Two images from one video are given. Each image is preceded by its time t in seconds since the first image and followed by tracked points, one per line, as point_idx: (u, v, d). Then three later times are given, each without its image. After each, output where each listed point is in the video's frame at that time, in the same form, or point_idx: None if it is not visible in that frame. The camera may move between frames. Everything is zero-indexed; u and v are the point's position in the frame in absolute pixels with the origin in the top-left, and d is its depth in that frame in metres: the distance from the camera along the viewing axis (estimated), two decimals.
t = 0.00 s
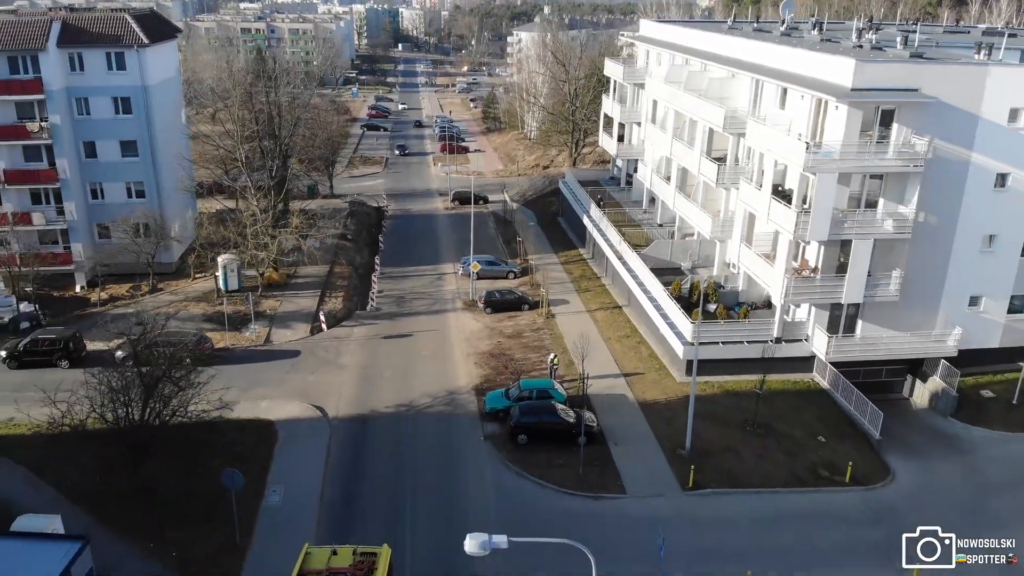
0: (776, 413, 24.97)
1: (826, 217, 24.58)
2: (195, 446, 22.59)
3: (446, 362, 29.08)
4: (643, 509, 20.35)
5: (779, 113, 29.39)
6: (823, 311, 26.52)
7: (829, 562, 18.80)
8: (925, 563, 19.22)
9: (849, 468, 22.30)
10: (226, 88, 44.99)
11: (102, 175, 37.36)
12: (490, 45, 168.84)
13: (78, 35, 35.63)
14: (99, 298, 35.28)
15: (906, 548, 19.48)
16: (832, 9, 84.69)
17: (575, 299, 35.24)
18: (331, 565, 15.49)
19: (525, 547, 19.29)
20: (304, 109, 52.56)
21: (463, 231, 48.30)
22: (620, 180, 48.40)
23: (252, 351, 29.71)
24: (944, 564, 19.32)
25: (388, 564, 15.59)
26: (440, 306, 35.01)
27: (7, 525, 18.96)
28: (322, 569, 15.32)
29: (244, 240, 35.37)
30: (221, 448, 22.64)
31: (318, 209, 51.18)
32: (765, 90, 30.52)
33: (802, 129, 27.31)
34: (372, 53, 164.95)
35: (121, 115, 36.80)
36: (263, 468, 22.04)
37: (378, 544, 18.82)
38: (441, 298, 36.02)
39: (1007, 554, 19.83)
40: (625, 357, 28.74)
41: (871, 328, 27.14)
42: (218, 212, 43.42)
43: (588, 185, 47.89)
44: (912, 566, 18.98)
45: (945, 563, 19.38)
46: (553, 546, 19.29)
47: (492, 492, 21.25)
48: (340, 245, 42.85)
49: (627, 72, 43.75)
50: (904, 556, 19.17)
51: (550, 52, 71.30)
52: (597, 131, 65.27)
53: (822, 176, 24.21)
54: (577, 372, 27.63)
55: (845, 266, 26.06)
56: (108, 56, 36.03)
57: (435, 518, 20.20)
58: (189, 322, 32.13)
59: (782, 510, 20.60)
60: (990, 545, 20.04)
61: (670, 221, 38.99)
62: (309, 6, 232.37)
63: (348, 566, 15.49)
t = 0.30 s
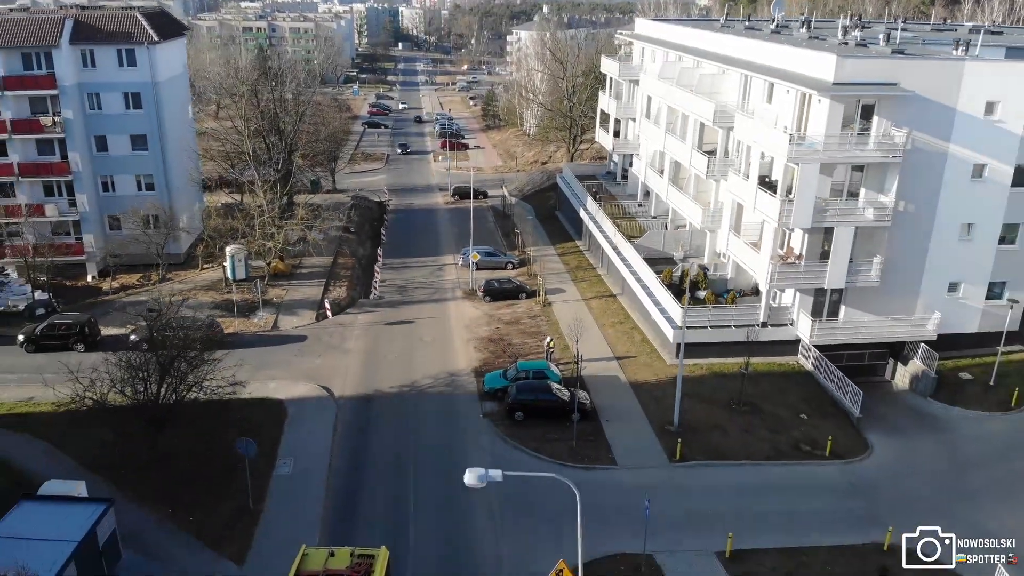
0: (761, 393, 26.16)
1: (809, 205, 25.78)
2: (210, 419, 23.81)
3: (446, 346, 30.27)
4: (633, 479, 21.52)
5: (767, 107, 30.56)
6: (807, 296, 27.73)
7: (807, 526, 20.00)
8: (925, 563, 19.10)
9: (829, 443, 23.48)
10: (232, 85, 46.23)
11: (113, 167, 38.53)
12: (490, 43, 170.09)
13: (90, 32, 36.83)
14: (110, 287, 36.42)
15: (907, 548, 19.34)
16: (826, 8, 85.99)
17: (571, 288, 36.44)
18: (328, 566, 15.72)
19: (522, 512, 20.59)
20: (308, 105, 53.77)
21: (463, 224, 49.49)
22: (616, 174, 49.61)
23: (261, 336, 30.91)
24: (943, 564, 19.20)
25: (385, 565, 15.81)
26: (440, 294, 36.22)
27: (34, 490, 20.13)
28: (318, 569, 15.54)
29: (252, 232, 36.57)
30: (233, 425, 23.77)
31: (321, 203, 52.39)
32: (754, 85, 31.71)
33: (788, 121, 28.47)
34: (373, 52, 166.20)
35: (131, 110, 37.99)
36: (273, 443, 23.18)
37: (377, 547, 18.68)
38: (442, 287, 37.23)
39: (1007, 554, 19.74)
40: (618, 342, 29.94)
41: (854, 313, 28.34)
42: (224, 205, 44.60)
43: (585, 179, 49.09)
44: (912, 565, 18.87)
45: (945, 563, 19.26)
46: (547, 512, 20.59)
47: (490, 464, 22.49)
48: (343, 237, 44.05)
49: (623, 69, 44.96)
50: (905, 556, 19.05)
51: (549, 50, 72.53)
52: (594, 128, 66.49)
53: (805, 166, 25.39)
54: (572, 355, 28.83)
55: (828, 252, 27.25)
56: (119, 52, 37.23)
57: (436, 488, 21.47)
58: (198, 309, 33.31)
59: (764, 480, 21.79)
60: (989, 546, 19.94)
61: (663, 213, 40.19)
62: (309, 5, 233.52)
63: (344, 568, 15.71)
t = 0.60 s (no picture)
0: (747, 375, 27.48)
1: (792, 196, 27.13)
2: (224, 398, 25.13)
3: (448, 334, 31.58)
4: (623, 453, 22.82)
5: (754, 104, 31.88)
6: (792, 284, 29.07)
7: (786, 494, 21.32)
8: (924, 563, 19.07)
9: (810, 421, 24.81)
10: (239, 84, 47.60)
11: (126, 164, 39.87)
12: (489, 45, 171.55)
13: (104, 32, 38.15)
14: (123, 278, 37.73)
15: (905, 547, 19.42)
16: (820, 10, 87.43)
17: (567, 280, 37.76)
18: (326, 566, 16.46)
19: (519, 481, 21.92)
20: (312, 104, 55.13)
21: (463, 220, 50.80)
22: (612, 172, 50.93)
23: (269, 324, 32.23)
24: (942, 563, 19.07)
25: (381, 567, 16.38)
26: (442, 286, 37.54)
27: (60, 461, 21.41)
28: (317, 569, 16.33)
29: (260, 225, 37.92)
30: (245, 404, 25.06)
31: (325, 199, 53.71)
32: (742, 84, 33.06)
33: (772, 117, 29.80)
34: (374, 54, 167.65)
35: (143, 108, 39.32)
36: (284, 420, 24.48)
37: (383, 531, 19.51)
38: (443, 279, 38.56)
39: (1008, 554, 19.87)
40: (612, 330, 31.26)
41: (837, 301, 29.66)
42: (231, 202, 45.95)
43: (582, 176, 50.43)
44: (912, 566, 18.87)
45: (943, 561, 19.13)
46: (543, 482, 21.93)
47: (489, 440, 23.85)
48: (347, 231, 45.35)
49: (618, 69, 46.34)
50: (904, 555, 19.10)
51: (547, 51, 73.98)
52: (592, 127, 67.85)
53: (788, 159, 26.72)
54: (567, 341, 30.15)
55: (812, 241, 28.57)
56: (131, 52, 38.54)
57: (439, 461, 22.83)
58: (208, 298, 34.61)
59: (748, 454, 23.09)
60: (991, 546, 20.17)
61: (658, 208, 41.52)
62: (309, 7, 235.25)
63: (343, 568, 16.39)
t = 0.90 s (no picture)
0: (732, 353, 29.11)
1: (774, 184, 28.70)
2: (239, 371, 26.74)
3: (449, 316, 33.18)
4: (612, 421, 24.43)
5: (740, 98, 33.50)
6: (774, 268, 30.70)
7: (764, 458, 22.91)
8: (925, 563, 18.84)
9: (788, 393, 26.42)
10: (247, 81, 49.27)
11: (140, 156, 41.47)
12: (490, 44, 173.39)
13: (118, 30, 39.75)
14: (136, 265, 39.30)
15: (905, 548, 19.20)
16: (814, 10, 89.15)
17: (563, 267, 39.38)
18: (325, 550, 16.07)
19: (515, 445, 23.52)
20: (316, 100, 56.82)
21: (463, 212, 52.44)
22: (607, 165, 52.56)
23: (279, 307, 33.85)
24: (942, 564, 18.82)
25: (379, 557, 16.00)
26: (443, 273, 39.16)
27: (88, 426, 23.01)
28: (316, 552, 15.99)
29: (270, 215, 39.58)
30: (258, 377, 26.67)
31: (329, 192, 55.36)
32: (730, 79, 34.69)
33: (756, 109, 31.41)
34: (375, 53, 169.34)
35: (155, 102, 40.89)
36: (295, 392, 26.10)
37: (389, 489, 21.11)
38: (444, 267, 40.19)
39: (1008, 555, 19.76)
40: (605, 313, 32.87)
41: (818, 284, 31.27)
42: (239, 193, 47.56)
43: (579, 170, 52.06)
44: (912, 565, 18.65)
45: (944, 563, 18.89)
46: (538, 447, 23.52)
47: (488, 410, 25.46)
48: (351, 222, 46.97)
49: (614, 65, 48.00)
50: (904, 556, 18.88)
51: (546, 49, 75.70)
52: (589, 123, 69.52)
53: (769, 149, 28.32)
54: (562, 322, 31.76)
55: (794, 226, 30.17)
56: (145, 49, 40.12)
57: (442, 428, 24.45)
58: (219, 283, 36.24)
59: (730, 423, 24.69)
60: (992, 547, 20.07)
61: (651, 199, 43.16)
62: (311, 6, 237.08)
63: (342, 552, 16.10)
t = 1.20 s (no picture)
0: (715, 331, 31.00)
1: (755, 172, 30.54)
2: (254, 345, 28.66)
3: (451, 299, 35.03)
4: (603, 390, 26.31)
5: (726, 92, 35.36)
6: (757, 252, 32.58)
7: (740, 422, 24.86)
8: (924, 564, 18.82)
9: (767, 366, 28.32)
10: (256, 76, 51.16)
11: (154, 148, 43.28)
12: (489, 42, 175.29)
13: (134, 27, 41.57)
14: (151, 253, 41.14)
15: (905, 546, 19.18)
16: (807, 9, 91.07)
17: (559, 254, 41.24)
18: (326, 525, 17.14)
19: (513, 412, 25.38)
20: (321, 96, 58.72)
21: (463, 204, 54.28)
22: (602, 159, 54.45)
23: (289, 290, 35.71)
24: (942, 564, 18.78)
25: (377, 532, 16.94)
26: (445, 260, 41.01)
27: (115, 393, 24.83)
28: (317, 527, 17.04)
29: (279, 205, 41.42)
30: (272, 351, 28.56)
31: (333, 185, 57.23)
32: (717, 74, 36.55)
33: (740, 102, 33.25)
34: (376, 51, 171.27)
35: (169, 96, 42.70)
36: (307, 364, 27.99)
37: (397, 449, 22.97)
38: (445, 254, 42.06)
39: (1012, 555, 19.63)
40: (598, 295, 34.74)
41: (798, 267, 33.14)
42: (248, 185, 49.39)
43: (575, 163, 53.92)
44: (912, 565, 18.66)
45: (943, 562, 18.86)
46: (534, 413, 25.39)
47: (486, 381, 27.39)
48: (355, 213, 48.82)
49: (609, 61, 49.89)
50: (903, 556, 18.87)
51: (544, 47, 77.66)
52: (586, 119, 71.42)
53: (751, 139, 30.15)
54: (557, 304, 33.63)
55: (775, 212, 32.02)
56: (159, 45, 41.94)
57: (445, 396, 26.33)
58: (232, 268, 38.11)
59: (712, 392, 26.58)
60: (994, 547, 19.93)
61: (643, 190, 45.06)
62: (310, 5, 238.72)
63: (342, 527, 17.11)
